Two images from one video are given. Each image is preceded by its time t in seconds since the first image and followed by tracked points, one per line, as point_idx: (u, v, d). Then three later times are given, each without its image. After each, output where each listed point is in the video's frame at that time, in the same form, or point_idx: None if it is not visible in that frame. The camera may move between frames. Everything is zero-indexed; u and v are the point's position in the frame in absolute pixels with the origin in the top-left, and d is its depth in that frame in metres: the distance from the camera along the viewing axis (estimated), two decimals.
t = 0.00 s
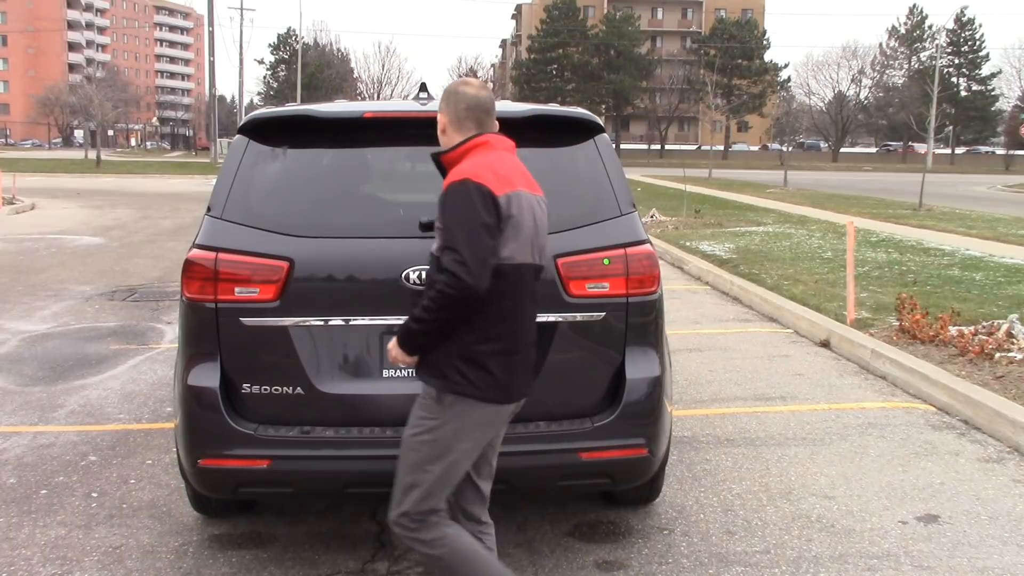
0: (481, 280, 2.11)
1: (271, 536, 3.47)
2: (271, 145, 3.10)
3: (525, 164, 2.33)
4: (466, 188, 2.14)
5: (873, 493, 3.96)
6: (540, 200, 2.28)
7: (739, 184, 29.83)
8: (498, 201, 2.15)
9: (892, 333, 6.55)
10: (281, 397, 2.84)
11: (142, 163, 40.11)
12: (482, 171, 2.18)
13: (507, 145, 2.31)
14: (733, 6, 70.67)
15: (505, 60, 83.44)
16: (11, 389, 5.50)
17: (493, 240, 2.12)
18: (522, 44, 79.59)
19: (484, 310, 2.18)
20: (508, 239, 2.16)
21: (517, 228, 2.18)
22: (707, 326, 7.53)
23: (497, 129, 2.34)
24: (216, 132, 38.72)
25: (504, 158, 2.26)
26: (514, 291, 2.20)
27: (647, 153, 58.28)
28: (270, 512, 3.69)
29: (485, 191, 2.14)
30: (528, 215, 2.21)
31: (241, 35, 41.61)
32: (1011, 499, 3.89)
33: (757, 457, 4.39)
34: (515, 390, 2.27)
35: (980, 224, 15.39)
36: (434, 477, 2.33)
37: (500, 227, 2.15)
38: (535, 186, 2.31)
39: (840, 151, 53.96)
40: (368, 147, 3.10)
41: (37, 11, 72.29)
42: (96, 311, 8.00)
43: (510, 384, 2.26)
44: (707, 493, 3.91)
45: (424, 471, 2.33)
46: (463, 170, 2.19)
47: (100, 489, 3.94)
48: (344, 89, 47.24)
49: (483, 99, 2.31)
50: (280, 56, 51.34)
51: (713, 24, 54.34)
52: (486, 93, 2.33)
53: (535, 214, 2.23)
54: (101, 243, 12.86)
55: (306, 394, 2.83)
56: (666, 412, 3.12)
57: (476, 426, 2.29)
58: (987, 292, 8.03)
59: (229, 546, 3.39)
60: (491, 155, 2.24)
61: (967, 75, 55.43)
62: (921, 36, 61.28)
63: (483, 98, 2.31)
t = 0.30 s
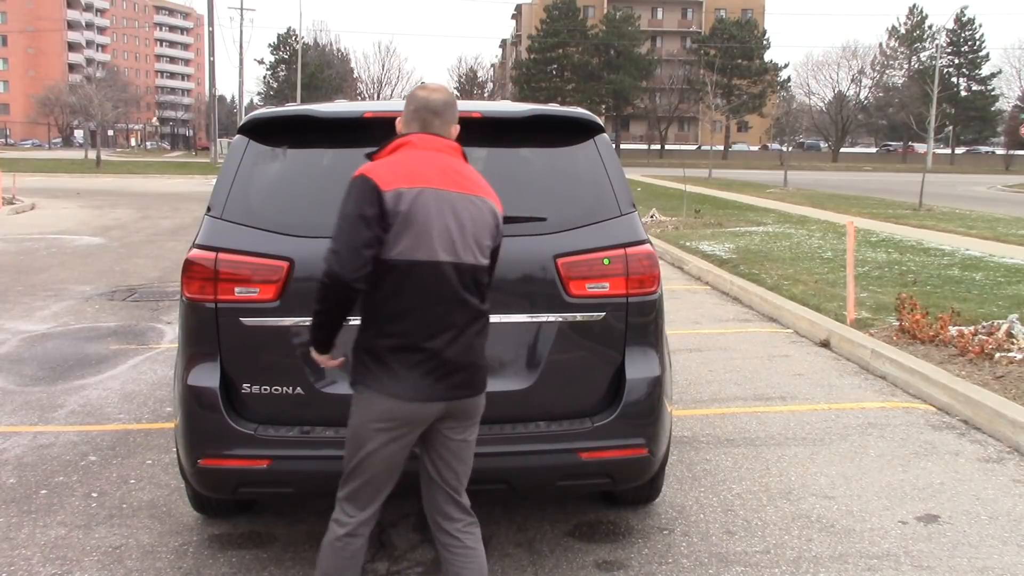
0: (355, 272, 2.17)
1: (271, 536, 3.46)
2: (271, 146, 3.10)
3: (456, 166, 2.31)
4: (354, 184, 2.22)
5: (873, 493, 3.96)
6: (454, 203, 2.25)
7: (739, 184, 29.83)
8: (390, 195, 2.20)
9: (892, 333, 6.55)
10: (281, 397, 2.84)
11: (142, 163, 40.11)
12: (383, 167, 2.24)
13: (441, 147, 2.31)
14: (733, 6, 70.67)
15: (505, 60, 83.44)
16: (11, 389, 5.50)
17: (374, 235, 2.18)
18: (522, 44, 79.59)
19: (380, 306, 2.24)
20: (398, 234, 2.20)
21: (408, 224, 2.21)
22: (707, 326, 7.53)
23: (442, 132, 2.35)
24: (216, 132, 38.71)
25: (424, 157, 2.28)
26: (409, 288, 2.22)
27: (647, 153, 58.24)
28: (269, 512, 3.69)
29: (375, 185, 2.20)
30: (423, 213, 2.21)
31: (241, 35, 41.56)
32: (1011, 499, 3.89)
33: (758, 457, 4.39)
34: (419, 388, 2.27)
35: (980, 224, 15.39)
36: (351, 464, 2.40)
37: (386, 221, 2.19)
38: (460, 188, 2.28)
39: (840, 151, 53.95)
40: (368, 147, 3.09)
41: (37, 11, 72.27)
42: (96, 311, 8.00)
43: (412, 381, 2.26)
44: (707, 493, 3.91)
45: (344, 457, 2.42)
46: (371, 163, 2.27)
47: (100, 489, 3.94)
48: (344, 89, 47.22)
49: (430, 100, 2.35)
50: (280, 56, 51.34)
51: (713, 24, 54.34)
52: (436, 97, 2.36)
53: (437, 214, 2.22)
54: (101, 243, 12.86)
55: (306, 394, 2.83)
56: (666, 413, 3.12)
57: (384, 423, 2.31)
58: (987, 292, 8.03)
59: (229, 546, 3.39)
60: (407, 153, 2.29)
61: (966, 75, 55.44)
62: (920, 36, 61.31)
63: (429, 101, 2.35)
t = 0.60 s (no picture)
0: (250, 269, 2.25)
1: (271, 536, 3.46)
2: (270, 146, 3.10)
3: (375, 161, 2.26)
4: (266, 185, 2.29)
5: (873, 493, 3.96)
6: (362, 198, 2.21)
7: (739, 184, 29.83)
8: (291, 193, 2.23)
9: (892, 333, 6.55)
10: (281, 398, 2.85)
11: (142, 163, 40.11)
12: (296, 166, 2.28)
13: (362, 144, 2.29)
14: (733, 5, 70.68)
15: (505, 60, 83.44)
16: (11, 389, 5.50)
17: (273, 232, 2.24)
18: (522, 43, 79.56)
19: (292, 301, 2.28)
20: (299, 230, 2.23)
21: (309, 221, 2.21)
22: (707, 326, 7.53)
23: (372, 131, 2.32)
24: (216, 132, 38.70)
25: (341, 154, 2.27)
26: (313, 283, 2.23)
27: (647, 153, 58.23)
28: (269, 512, 3.69)
29: (281, 184, 2.25)
30: (323, 209, 2.20)
31: (241, 35, 41.52)
32: (1011, 499, 3.89)
33: (757, 457, 4.39)
34: (325, 384, 2.26)
35: (980, 224, 15.39)
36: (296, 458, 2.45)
37: (286, 218, 2.23)
38: (374, 184, 2.23)
39: (840, 151, 53.95)
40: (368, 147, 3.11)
41: (37, 11, 72.27)
42: (96, 311, 8.00)
43: (321, 377, 2.27)
44: (707, 493, 3.91)
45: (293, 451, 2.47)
46: (291, 163, 2.32)
47: (100, 489, 3.94)
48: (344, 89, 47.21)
49: (362, 101, 2.34)
50: (280, 56, 51.34)
51: (713, 24, 54.33)
52: (370, 97, 2.35)
53: (339, 210, 2.20)
54: (101, 243, 12.86)
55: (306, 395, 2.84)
56: (666, 413, 3.12)
57: (305, 418, 2.34)
58: (987, 292, 8.03)
59: (229, 546, 3.39)
60: (324, 152, 2.30)
61: (966, 75, 55.44)
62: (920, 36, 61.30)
63: (361, 101, 2.34)
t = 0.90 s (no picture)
0: (220, 267, 2.31)
1: (271, 536, 3.46)
2: (271, 144, 3.11)
3: (341, 158, 2.25)
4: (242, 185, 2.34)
5: (873, 493, 3.96)
6: (322, 194, 2.20)
7: (739, 184, 29.84)
8: (255, 190, 2.26)
9: (892, 333, 6.56)
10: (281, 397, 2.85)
11: (142, 163, 40.11)
12: (266, 165, 2.30)
13: (330, 141, 2.28)
14: (733, 6, 70.72)
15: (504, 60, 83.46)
16: (12, 389, 5.50)
17: (239, 230, 2.28)
18: (522, 43, 79.55)
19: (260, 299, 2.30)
20: (262, 226, 2.25)
21: (271, 217, 2.23)
22: (706, 326, 7.53)
23: (342, 128, 2.32)
24: (216, 132, 38.72)
25: (308, 152, 2.27)
26: (275, 278, 2.24)
27: (647, 153, 58.23)
28: (269, 512, 3.68)
29: (249, 183, 2.28)
30: (283, 206, 2.21)
31: (241, 35, 41.45)
32: (1011, 499, 3.89)
33: (757, 457, 4.39)
34: (285, 379, 2.25)
35: (980, 225, 15.40)
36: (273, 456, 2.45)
37: (252, 215, 2.26)
38: (337, 180, 2.22)
39: (840, 151, 53.96)
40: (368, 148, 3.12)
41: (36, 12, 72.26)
42: (96, 312, 8.00)
43: (282, 371, 2.26)
44: (707, 493, 3.91)
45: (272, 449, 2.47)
46: (264, 162, 2.34)
47: (100, 489, 3.94)
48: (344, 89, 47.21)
49: (334, 99, 2.34)
50: (280, 56, 51.35)
51: (713, 25, 54.35)
52: (344, 95, 2.34)
53: (300, 206, 2.20)
54: (101, 243, 12.87)
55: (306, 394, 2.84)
56: (666, 413, 3.12)
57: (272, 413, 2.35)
58: (987, 292, 8.03)
59: (229, 546, 3.39)
60: (295, 150, 2.31)
61: (966, 75, 55.46)
62: (920, 36, 61.29)
63: (333, 99, 2.34)
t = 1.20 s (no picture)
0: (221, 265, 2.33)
1: (271, 536, 3.46)
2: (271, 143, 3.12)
3: (335, 156, 2.25)
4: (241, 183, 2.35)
5: (873, 493, 3.96)
6: (312, 193, 2.20)
7: (739, 184, 29.84)
8: (249, 188, 2.26)
9: (892, 333, 6.55)
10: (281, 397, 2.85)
11: (142, 163, 40.10)
12: (262, 163, 2.31)
13: (326, 138, 2.28)
14: (733, 6, 70.72)
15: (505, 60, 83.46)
16: (11, 390, 5.49)
17: (235, 228, 2.29)
18: (522, 43, 79.53)
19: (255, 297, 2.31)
20: (255, 225, 2.26)
21: (265, 216, 2.23)
22: (707, 326, 7.53)
23: (343, 126, 2.32)
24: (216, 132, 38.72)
25: (303, 150, 2.27)
26: (268, 276, 2.25)
27: (647, 153, 58.22)
28: (269, 512, 3.68)
29: (245, 181, 2.29)
30: (275, 204, 2.21)
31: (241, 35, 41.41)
32: (1011, 499, 3.89)
33: (757, 457, 4.39)
34: (277, 380, 2.26)
35: (980, 225, 15.39)
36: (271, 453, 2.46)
37: (247, 214, 2.26)
38: (328, 179, 2.21)
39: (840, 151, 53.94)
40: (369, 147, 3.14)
41: (36, 11, 72.22)
42: (96, 312, 8.00)
43: (274, 371, 2.26)
44: (707, 493, 3.91)
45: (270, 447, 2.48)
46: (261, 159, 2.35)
47: (100, 489, 3.94)
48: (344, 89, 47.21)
49: (336, 95, 2.34)
50: (280, 56, 51.35)
51: (713, 25, 54.35)
52: (345, 92, 2.34)
53: (290, 205, 2.20)
54: (101, 243, 12.86)
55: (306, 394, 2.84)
56: (666, 413, 3.12)
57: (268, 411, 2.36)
58: (987, 292, 8.03)
59: (228, 546, 3.39)
60: (290, 148, 2.32)
61: (966, 75, 55.46)
62: (921, 36, 61.28)
63: (335, 95, 2.34)
